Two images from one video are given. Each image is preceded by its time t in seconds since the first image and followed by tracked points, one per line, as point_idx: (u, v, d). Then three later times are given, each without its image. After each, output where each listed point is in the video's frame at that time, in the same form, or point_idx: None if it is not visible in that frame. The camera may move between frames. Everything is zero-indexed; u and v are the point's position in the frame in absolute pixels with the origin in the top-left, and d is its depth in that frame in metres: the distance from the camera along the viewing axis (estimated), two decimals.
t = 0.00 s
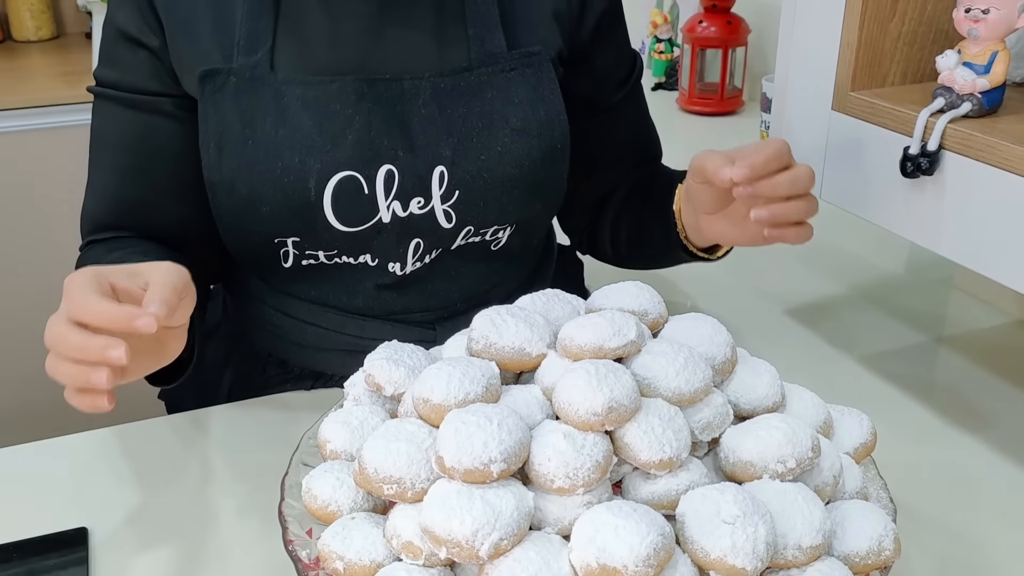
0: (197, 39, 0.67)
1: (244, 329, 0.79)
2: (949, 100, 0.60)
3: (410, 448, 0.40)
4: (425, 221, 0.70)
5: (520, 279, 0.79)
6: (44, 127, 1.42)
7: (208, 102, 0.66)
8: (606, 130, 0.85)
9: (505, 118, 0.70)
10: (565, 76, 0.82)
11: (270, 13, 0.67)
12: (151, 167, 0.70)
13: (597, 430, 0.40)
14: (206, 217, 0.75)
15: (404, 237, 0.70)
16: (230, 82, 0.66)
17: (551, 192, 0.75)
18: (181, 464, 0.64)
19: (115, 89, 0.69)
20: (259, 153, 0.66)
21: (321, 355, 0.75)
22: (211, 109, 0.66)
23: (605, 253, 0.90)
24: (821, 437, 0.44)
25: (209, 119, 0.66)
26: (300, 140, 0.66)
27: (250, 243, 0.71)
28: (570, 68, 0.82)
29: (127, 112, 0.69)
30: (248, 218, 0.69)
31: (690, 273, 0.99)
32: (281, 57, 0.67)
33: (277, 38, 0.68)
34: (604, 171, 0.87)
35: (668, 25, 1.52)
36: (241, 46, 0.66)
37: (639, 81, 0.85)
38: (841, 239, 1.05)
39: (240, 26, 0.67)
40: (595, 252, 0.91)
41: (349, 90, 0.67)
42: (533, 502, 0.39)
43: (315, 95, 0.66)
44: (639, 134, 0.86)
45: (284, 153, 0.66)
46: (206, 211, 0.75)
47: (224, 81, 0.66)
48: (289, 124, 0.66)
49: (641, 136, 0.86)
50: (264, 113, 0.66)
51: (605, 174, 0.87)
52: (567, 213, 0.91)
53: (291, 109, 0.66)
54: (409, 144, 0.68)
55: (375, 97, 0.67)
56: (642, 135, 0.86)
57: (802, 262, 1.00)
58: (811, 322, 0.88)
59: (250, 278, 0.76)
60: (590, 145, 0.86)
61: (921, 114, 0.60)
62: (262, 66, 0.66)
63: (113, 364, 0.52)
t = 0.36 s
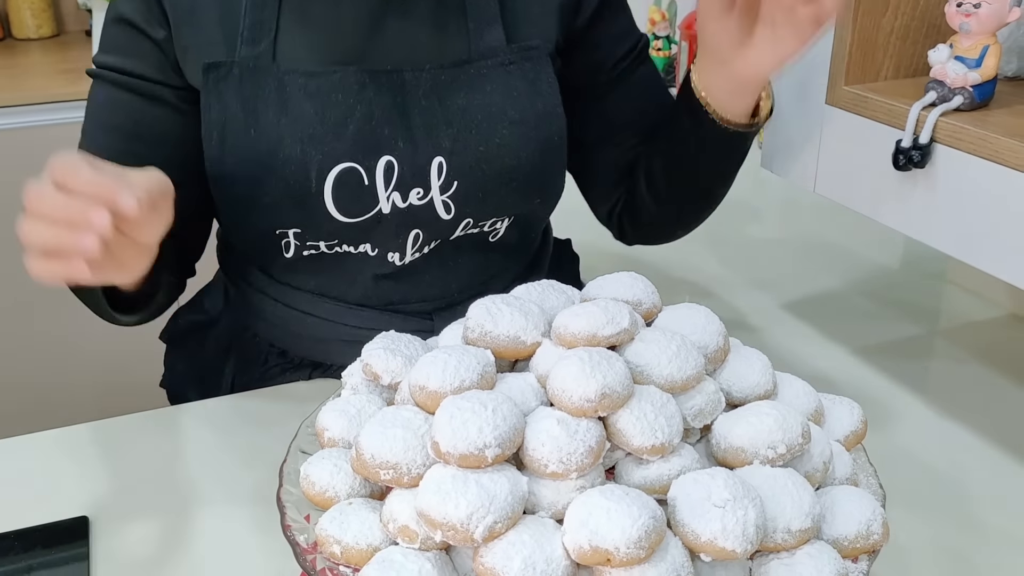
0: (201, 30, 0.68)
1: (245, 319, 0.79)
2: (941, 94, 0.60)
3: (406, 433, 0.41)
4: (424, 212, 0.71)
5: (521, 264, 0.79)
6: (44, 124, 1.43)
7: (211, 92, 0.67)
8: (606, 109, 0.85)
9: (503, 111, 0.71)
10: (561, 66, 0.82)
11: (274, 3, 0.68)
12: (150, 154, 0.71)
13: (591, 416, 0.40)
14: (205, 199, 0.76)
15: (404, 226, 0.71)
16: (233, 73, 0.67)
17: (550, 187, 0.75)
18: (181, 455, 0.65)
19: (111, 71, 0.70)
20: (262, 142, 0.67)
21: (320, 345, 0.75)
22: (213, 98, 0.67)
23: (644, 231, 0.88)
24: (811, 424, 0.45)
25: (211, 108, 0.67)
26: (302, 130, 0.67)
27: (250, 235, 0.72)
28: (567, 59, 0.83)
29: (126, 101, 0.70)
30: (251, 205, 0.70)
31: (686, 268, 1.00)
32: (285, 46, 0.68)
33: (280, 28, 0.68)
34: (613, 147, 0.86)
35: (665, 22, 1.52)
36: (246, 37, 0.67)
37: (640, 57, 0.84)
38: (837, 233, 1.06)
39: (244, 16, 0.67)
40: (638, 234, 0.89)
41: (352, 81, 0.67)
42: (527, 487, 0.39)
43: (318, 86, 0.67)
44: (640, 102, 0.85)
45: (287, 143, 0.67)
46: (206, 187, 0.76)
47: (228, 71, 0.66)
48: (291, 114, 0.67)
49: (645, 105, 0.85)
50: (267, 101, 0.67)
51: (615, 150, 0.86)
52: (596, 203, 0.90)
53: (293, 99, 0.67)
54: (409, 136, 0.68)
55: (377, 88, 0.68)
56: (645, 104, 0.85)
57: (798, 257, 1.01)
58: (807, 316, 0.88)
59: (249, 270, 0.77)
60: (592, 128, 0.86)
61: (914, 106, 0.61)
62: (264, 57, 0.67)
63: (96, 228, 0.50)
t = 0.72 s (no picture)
0: (189, 41, 0.70)
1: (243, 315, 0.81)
2: (930, 90, 0.61)
3: (397, 423, 0.42)
4: (416, 212, 0.71)
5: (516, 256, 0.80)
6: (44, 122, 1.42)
7: (200, 103, 0.68)
8: (593, 100, 0.85)
9: (492, 109, 0.71)
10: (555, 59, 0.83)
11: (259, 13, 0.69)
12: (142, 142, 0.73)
13: (579, 406, 0.41)
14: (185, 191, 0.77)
15: (396, 228, 0.71)
16: (221, 83, 0.68)
17: (542, 185, 0.76)
18: (178, 450, 0.66)
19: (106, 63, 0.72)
20: (250, 151, 0.68)
21: (316, 342, 0.76)
22: (201, 109, 0.68)
23: (651, 221, 0.86)
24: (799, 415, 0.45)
25: (201, 118, 0.68)
26: (291, 136, 0.68)
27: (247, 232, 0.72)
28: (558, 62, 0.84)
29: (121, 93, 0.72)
30: (246, 212, 0.70)
31: (682, 265, 1.01)
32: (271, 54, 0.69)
33: (266, 36, 0.69)
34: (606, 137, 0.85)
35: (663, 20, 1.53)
36: (232, 48, 0.69)
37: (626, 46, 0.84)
38: (832, 230, 1.07)
39: (230, 28, 0.69)
40: (647, 224, 0.86)
41: (337, 85, 0.68)
42: (517, 475, 0.40)
43: (304, 92, 0.68)
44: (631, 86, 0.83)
45: (276, 149, 0.68)
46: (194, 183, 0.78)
47: (216, 81, 0.68)
48: (280, 122, 0.68)
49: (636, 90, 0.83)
50: (256, 111, 0.68)
51: (608, 139, 0.85)
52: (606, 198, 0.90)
53: (281, 107, 0.68)
54: (398, 137, 0.69)
55: (363, 91, 0.68)
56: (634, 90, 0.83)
57: (793, 253, 1.02)
58: (800, 311, 0.89)
59: (245, 267, 0.77)
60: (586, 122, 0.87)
61: (903, 103, 0.61)
62: (252, 67, 0.68)
63: None
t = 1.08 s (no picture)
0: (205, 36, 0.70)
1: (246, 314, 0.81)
2: (927, 90, 0.61)
3: (397, 419, 0.42)
4: (419, 217, 0.72)
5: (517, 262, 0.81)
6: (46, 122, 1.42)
7: (210, 98, 0.67)
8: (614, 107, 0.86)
9: (500, 118, 0.72)
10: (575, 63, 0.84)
11: (273, 9, 0.69)
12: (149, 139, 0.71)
13: (577, 403, 0.41)
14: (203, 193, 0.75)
15: (399, 231, 0.72)
16: (231, 79, 0.67)
17: (547, 193, 0.77)
18: (181, 448, 0.66)
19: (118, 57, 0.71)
20: (259, 148, 0.68)
21: (317, 342, 0.77)
22: (212, 104, 0.67)
23: (669, 231, 0.85)
24: (795, 412, 0.45)
25: (210, 113, 0.68)
26: (299, 136, 0.68)
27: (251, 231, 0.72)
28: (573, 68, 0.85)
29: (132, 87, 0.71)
30: (251, 213, 0.71)
31: (682, 264, 1.01)
32: (282, 52, 0.69)
33: (279, 36, 0.69)
34: (624, 147, 0.86)
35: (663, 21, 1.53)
36: (243, 44, 0.68)
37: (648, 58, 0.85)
38: (830, 229, 1.07)
39: (242, 24, 0.68)
40: (664, 235, 0.87)
41: (349, 89, 0.69)
42: (514, 471, 0.41)
43: (315, 94, 0.68)
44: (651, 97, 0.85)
45: (284, 149, 0.68)
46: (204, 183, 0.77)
47: (226, 78, 0.67)
48: (288, 121, 0.68)
49: (656, 101, 0.85)
50: (266, 110, 0.68)
51: (626, 148, 0.86)
52: (621, 209, 0.90)
53: (291, 107, 0.68)
54: (405, 142, 0.70)
55: (374, 95, 0.69)
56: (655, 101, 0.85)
57: (792, 253, 1.02)
58: (799, 310, 0.89)
59: (250, 266, 0.77)
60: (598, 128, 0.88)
61: (899, 103, 0.62)
62: (263, 64, 0.68)
63: (116, 136, 0.49)
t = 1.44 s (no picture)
0: (223, 36, 0.69)
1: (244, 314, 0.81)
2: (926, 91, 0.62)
3: (397, 418, 0.42)
4: (431, 227, 0.72)
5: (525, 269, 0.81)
6: (49, 121, 1.42)
7: (223, 103, 0.68)
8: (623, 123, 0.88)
9: (514, 130, 0.71)
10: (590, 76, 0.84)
11: (288, 14, 0.69)
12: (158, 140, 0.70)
13: (575, 402, 0.41)
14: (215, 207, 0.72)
15: (410, 240, 0.72)
16: (245, 84, 0.67)
17: (559, 206, 0.77)
18: (182, 447, 0.66)
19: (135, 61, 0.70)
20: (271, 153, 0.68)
21: (319, 345, 0.77)
22: (225, 109, 0.68)
23: (648, 248, 0.91)
24: (793, 412, 0.45)
25: (223, 119, 0.68)
26: (312, 144, 0.68)
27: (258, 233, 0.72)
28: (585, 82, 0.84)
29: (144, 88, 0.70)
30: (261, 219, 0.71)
31: (682, 263, 1.01)
32: (298, 59, 0.69)
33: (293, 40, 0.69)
34: (625, 164, 0.89)
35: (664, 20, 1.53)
36: (259, 47, 0.68)
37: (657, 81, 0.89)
38: (831, 229, 1.07)
39: (258, 26, 0.68)
40: (641, 251, 0.92)
41: (363, 97, 0.68)
42: (512, 470, 0.41)
43: (331, 101, 0.68)
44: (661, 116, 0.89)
45: (297, 155, 0.68)
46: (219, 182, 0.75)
47: (239, 81, 0.67)
48: (302, 127, 0.68)
49: (664, 122, 0.89)
50: (279, 116, 0.68)
51: (628, 163, 0.89)
52: (602, 221, 0.94)
53: (305, 112, 0.68)
54: (418, 150, 0.70)
55: (388, 103, 0.69)
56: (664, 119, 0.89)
57: (792, 253, 1.02)
58: (800, 310, 0.89)
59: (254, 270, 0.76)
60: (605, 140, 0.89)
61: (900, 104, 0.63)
62: (277, 68, 0.68)
63: (238, 190, 0.49)
